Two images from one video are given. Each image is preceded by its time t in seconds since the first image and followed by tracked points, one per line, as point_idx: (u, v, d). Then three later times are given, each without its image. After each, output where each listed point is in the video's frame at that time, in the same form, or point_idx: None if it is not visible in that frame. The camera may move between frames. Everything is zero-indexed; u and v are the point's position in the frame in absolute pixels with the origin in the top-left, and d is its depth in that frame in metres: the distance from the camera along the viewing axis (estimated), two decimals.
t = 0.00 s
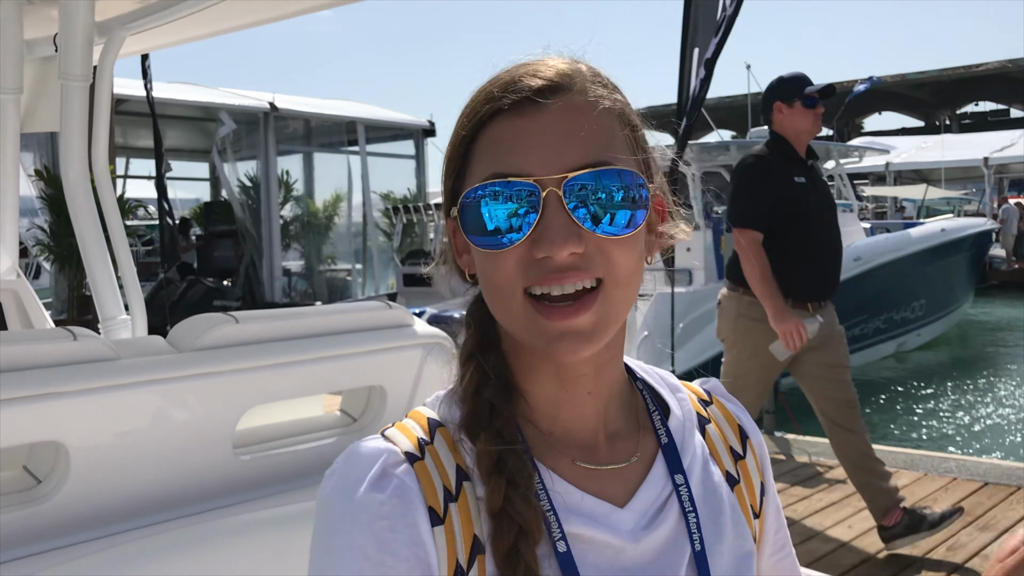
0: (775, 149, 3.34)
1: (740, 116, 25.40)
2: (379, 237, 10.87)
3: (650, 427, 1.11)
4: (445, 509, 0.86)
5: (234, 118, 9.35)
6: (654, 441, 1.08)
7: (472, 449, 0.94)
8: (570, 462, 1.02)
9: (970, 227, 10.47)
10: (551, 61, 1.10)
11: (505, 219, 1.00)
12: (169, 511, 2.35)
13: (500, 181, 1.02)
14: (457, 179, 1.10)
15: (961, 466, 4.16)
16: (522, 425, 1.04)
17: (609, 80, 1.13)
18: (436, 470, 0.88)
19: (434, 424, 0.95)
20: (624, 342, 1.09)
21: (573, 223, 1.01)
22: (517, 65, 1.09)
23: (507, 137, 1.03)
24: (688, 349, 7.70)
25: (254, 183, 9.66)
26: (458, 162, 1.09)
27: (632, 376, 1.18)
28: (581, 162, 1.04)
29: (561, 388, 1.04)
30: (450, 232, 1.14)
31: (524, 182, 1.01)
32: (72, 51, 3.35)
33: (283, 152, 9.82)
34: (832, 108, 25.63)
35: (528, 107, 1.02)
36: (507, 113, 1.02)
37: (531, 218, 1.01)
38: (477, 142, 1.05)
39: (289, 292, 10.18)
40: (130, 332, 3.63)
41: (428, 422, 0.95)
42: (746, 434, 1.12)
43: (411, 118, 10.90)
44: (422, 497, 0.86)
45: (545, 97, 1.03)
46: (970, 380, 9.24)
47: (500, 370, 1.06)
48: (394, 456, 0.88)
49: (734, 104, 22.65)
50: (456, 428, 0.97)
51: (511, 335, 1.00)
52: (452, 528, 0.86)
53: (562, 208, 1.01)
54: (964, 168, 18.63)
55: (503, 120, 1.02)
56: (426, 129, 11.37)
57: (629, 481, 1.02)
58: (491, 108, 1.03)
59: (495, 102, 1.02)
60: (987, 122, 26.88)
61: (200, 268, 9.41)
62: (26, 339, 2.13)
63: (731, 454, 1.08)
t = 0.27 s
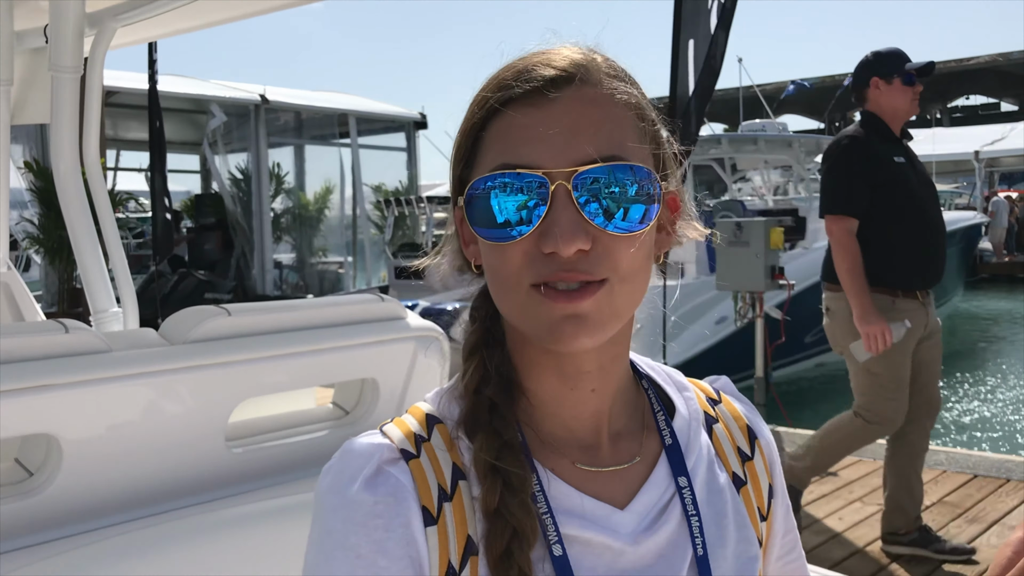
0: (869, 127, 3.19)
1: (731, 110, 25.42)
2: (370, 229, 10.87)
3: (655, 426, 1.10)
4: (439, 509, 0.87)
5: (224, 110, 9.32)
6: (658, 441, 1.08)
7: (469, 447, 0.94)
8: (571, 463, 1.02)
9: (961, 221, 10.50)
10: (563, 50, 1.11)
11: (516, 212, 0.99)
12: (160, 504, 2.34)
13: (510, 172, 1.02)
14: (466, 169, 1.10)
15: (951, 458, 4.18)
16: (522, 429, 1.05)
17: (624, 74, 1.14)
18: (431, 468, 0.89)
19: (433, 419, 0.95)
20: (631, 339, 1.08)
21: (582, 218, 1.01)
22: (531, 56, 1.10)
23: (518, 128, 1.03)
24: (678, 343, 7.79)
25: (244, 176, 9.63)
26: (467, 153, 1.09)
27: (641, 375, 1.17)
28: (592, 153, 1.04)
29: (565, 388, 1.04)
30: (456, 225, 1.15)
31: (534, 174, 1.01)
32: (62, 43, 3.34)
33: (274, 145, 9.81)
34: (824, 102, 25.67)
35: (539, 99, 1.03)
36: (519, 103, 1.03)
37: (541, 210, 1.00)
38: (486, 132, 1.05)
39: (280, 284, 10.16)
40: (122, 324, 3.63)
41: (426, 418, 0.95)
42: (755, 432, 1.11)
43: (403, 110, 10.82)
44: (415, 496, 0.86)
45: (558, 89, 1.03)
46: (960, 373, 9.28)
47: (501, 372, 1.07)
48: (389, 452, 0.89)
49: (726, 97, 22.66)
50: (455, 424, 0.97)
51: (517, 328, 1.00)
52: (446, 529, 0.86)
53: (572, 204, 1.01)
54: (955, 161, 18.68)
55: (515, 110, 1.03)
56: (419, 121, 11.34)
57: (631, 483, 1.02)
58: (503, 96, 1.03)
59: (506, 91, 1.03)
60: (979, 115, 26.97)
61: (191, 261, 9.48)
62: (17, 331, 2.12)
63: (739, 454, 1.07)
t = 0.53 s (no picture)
0: (971, 118, 2.84)
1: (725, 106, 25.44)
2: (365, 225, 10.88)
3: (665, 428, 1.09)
4: (439, 510, 0.87)
5: (218, 105, 9.33)
6: (667, 445, 1.06)
7: (473, 447, 0.94)
8: (577, 465, 1.01)
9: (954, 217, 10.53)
10: (570, 46, 1.10)
11: (522, 209, 1.00)
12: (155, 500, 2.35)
13: (518, 170, 1.02)
14: (474, 165, 1.10)
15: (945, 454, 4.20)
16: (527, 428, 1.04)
17: (635, 68, 1.13)
18: (432, 468, 0.89)
19: (437, 418, 0.96)
20: (641, 340, 1.07)
21: (589, 217, 1.01)
22: (539, 51, 1.09)
23: (527, 125, 1.02)
24: (673, 339, 7.80)
25: (239, 171, 9.61)
26: (474, 150, 1.10)
27: (650, 375, 1.16)
28: (601, 150, 1.04)
29: (572, 389, 1.04)
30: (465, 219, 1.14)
31: (541, 172, 1.01)
32: (56, 39, 3.33)
33: (268, 140, 9.82)
34: (818, 98, 25.70)
35: (548, 96, 1.02)
36: (527, 100, 1.03)
37: (547, 208, 1.01)
38: (494, 128, 1.05)
39: (275, 280, 10.17)
40: (116, 321, 3.63)
41: (430, 416, 0.95)
42: (769, 437, 1.08)
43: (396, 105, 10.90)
44: (416, 497, 0.87)
45: (566, 86, 1.03)
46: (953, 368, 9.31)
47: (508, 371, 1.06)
48: (391, 452, 0.90)
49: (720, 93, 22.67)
50: (458, 423, 0.97)
51: (524, 327, 1.00)
52: (446, 531, 0.87)
53: (580, 202, 1.01)
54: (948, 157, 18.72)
55: (522, 107, 1.02)
56: (412, 116, 11.40)
57: (637, 487, 1.01)
58: (510, 93, 1.03)
59: (514, 88, 1.02)
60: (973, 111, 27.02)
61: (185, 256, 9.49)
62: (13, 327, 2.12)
63: (750, 460, 1.05)
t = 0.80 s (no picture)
0: None
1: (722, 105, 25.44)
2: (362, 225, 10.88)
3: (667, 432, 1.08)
4: (443, 514, 0.87)
5: (215, 105, 9.32)
6: (668, 447, 1.06)
7: (475, 451, 0.95)
8: (579, 470, 1.01)
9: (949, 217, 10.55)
10: (574, 48, 1.09)
11: (527, 210, 0.98)
12: (151, 500, 2.35)
13: (529, 172, 1.01)
14: (479, 166, 1.08)
15: (940, 453, 4.21)
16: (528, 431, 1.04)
17: (642, 73, 1.13)
18: (436, 470, 0.90)
19: (439, 422, 0.96)
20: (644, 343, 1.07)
21: (603, 220, 1.00)
22: (547, 53, 1.08)
23: (538, 128, 1.01)
24: (671, 337, 7.81)
25: (235, 171, 9.60)
26: (478, 149, 1.08)
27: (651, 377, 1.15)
28: (613, 153, 1.03)
29: (577, 392, 1.03)
30: (466, 220, 1.13)
31: (554, 174, 1.00)
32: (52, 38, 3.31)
33: (265, 140, 9.81)
34: (814, 97, 25.71)
35: (561, 97, 1.01)
36: (539, 101, 1.01)
37: (558, 209, 1.00)
38: (502, 128, 1.03)
39: (272, 280, 10.15)
40: (112, 321, 3.63)
41: (433, 420, 0.96)
42: (768, 442, 1.07)
43: (393, 105, 10.93)
44: (419, 500, 0.87)
45: (579, 88, 1.02)
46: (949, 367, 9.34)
47: (511, 374, 1.06)
48: (394, 455, 0.90)
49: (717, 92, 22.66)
50: (460, 429, 0.97)
51: (534, 330, 0.99)
52: (450, 534, 0.87)
53: (592, 203, 1.01)
54: (945, 156, 18.74)
55: (534, 108, 1.01)
56: (408, 116, 11.44)
57: (640, 490, 1.00)
58: (522, 93, 1.02)
59: (526, 90, 1.01)
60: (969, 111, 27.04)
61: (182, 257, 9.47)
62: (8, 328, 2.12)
63: (751, 464, 1.05)
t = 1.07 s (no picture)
0: None
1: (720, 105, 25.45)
2: (361, 225, 10.90)
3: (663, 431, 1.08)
4: (444, 519, 0.87)
5: (213, 106, 9.33)
6: (665, 446, 1.05)
7: (473, 456, 0.95)
8: (578, 472, 1.00)
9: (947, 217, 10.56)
10: (582, 42, 1.07)
11: (525, 205, 0.97)
12: (148, 503, 2.35)
13: (550, 162, 0.98)
14: (486, 159, 1.05)
15: (939, 453, 4.21)
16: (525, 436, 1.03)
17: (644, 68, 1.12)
18: (433, 476, 0.89)
19: (435, 426, 0.96)
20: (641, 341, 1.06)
21: (628, 212, 0.98)
22: (558, 45, 1.05)
23: (557, 118, 0.99)
24: (668, 339, 7.81)
25: (233, 172, 9.66)
26: (489, 144, 1.04)
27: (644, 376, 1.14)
28: (630, 145, 1.01)
29: (575, 392, 1.02)
30: (462, 218, 1.09)
31: (577, 162, 0.98)
32: (49, 40, 3.30)
33: (262, 140, 9.82)
34: (812, 97, 25.74)
35: (584, 86, 0.99)
36: (560, 90, 0.98)
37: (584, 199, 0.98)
38: (517, 119, 1.00)
39: (270, 280, 10.15)
40: (109, 323, 3.63)
41: (428, 425, 0.96)
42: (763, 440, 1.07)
43: (391, 106, 10.96)
44: (419, 506, 0.87)
45: (598, 78, 1.00)
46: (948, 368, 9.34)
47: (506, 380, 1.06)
48: (393, 462, 0.90)
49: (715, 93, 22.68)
50: (457, 435, 0.97)
51: (551, 325, 0.95)
52: (450, 539, 0.86)
53: (616, 194, 0.98)
54: (943, 156, 18.75)
55: (554, 96, 0.98)
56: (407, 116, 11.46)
57: (637, 490, 0.99)
58: (539, 84, 0.99)
59: (547, 78, 0.98)
60: (967, 111, 27.06)
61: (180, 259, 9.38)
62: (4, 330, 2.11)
63: (745, 463, 1.04)
